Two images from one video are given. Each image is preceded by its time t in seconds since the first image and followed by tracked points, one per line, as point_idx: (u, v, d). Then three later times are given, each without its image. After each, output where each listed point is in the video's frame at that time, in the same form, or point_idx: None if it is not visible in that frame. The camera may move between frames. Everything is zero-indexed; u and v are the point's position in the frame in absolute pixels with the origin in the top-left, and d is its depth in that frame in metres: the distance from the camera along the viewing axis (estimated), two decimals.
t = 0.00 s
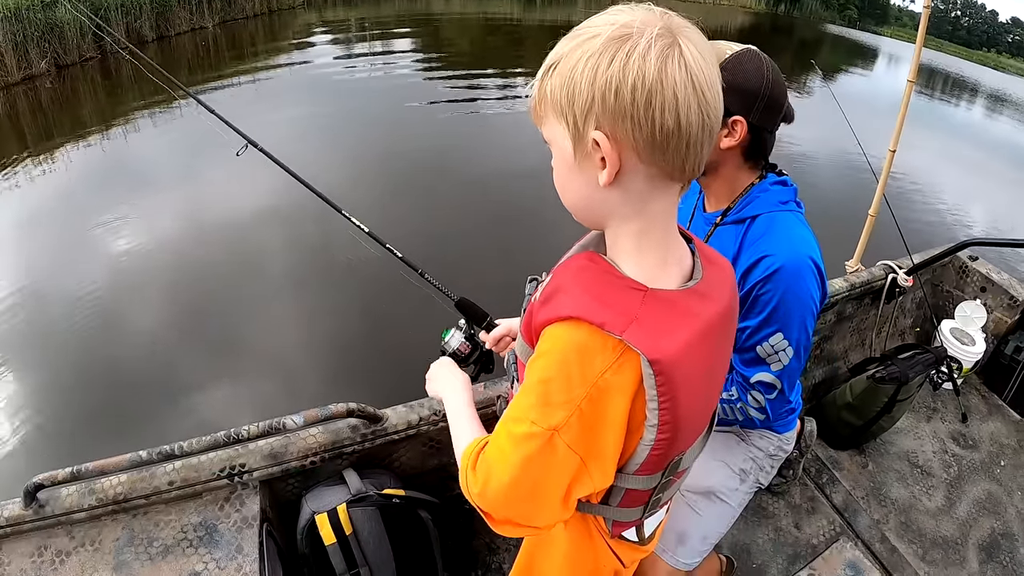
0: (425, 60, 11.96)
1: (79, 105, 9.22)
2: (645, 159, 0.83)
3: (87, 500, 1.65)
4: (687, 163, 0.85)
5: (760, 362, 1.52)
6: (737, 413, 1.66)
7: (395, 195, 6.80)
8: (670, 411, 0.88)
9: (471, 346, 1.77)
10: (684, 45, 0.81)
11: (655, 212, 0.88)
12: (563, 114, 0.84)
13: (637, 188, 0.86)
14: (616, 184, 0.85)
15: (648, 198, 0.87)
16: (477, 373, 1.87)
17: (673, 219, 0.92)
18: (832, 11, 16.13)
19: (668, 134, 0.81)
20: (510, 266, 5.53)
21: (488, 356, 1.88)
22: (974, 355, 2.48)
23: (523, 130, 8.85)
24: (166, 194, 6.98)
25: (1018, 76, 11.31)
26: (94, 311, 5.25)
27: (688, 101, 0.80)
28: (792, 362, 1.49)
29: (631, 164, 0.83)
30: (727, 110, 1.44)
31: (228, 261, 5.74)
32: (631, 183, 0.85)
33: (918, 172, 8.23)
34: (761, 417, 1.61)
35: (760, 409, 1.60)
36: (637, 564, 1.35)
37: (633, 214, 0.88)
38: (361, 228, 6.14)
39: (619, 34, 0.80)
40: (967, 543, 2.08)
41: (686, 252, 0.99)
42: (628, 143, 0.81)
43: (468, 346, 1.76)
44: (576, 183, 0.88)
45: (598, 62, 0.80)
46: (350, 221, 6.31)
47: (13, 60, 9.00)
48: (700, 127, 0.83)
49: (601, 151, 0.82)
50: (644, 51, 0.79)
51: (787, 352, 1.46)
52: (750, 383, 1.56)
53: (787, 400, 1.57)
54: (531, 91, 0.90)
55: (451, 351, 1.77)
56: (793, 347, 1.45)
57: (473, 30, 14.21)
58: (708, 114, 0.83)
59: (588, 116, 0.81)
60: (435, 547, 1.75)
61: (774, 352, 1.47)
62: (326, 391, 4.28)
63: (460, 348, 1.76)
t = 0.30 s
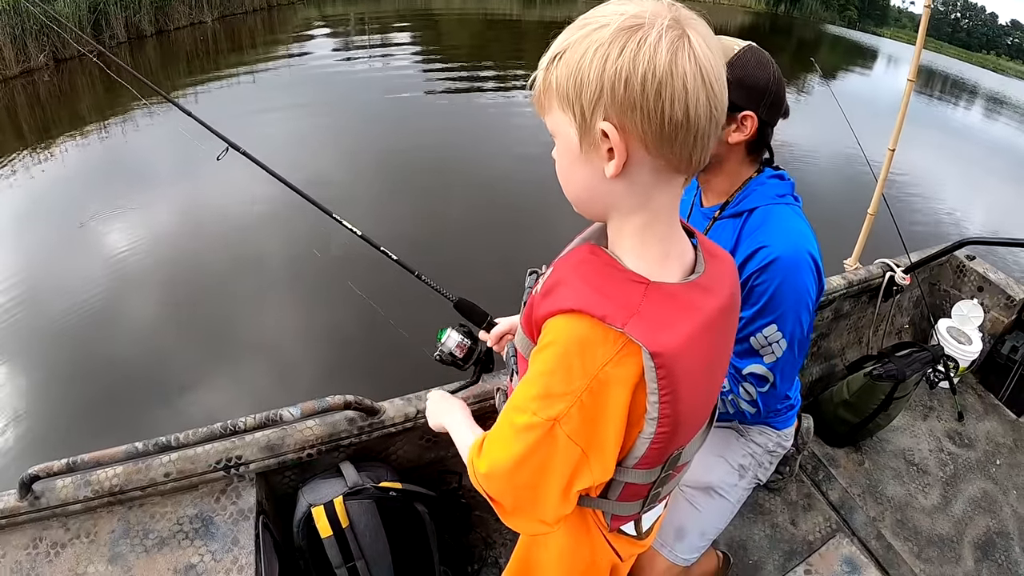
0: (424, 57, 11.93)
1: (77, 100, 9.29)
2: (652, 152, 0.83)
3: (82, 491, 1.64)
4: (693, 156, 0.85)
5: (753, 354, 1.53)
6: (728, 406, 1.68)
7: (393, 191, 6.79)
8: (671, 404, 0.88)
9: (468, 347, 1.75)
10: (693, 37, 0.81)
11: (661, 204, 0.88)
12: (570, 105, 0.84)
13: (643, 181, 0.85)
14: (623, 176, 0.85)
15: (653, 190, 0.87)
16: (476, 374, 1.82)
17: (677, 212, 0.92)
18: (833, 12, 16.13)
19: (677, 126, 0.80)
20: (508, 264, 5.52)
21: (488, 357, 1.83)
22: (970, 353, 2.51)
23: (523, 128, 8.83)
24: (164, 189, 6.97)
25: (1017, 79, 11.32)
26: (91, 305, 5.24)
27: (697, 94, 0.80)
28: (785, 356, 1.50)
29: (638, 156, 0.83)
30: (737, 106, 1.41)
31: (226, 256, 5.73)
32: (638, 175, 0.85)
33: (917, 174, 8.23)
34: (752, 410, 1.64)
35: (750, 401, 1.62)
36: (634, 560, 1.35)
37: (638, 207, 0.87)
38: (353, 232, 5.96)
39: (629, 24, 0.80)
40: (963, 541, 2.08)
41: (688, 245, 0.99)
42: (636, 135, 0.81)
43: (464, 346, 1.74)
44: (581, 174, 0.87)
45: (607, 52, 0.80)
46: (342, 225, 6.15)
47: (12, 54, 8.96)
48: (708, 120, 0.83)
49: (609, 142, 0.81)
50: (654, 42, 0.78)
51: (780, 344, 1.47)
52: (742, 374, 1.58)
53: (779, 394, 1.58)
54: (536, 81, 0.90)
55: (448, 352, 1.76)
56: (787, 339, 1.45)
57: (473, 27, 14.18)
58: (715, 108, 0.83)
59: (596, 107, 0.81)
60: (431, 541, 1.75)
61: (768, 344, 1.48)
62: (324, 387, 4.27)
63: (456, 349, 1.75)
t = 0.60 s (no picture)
0: (425, 53, 11.90)
1: (77, 94, 9.33)
2: (666, 145, 0.83)
3: (83, 486, 1.64)
4: (706, 149, 0.86)
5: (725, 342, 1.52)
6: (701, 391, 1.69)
7: (393, 189, 6.79)
8: (687, 393, 0.88)
9: (467, 346, 1.71)
10: (707, 31, 0.81)
11: (672, 197, 0.89)
12: (583, 97, 0.84)
13: (655, 173, 0.86)
14: (636, 168, 0.85)
15: (665, 182, 0.87)
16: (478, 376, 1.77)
17: (687, 206, 0.92)
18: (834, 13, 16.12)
19: (691, 119, 0.81)
20: (509, 262, 5.52)
21: (489, 357, 1.79)
22: (969, 354, 2.52)
23: (523, 126, 8.82)
24: (163, 184, 6.96)
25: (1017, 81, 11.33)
26: (90, 300, 5.23)
27: (711, 87, 0.81)
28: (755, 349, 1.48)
29: (652, 149, 0.83)
30: (763, 108, 1.42)
31: (226, 252, 5.72)
32: (651, 168, 0.85)
33: (917, 175, 8.25)
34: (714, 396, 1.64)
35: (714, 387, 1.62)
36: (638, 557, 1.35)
37: (650, 200, 0.88)
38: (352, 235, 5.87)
39: (645, 18, 0.81)
40: (961, 540, 2.09)
41: (697, 239, 1.00)
42: (650, 128, 0.81)
43: (463, 345, 1.70)
44: (593, 166, 0.88)
45: (623, 44, 0.80)
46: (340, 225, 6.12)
47: (12, 48, 8.92)
48: (721, 114, 0.84)
49: (623, 134, 0.82)
50: (670, 35, 0.79)
51: (751, 337, 1.45)
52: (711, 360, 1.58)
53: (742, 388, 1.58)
54: (549, 74, 0.91)
55: (447, 352, 1.72)
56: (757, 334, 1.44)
57: (473, 25, 14.15)
58: (728, 102, 0.84)
59: (611, 98, 0.81)
60: (433, 537, 1.76)
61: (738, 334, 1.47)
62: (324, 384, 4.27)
63: (456, 349, 1.71)
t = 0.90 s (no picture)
0: (426, 51, 11.89)
1: (77, 88, 9.30)
2: (667, 143, 0.84)
3: (83, 479, 1.65)
4: (708, 148, 0.87)
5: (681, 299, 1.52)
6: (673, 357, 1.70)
7: (393, 186, 6.79)
8: (689, 388, 0.90)
9: (467, 334, 1.77)
10: (710, 31, 0.82)
11: (674, 195, 0.90)
12: (588, 94, 0.85)
13: (657, 170, 0.86)
14: (638, 164, 0.86)
15: (667, 179, 0.88)
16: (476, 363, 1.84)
17: (690, 204, 0.93)
18: (836, 14, 16.11)
19: (693, 117, 0.82)
20: (509, 260, 5.53)
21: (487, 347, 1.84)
22: (967, 355, 2.53)
23: (524, 125, 8.83)
24: (163, 179, 6.96)
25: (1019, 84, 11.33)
26: (90, 295, 5.23)
27: (713, 86, 0.81)
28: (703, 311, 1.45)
29: (654, 145, 0.84)
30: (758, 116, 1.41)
31: (225, 248, 5.73)
32: (652, 163, 0.86)
33: (917, 178, 8.26)
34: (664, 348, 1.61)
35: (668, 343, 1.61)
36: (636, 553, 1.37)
37: (653, 195, 0.88)
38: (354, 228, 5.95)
39: (649, 17, 0.82)
40: (958, 540, 2.10)
41: (700, 237, 1.01)
42: (653, 125, 0.82)
43: (463, 333, 1.76)
44: (596, 161, 0.88)
45: (626, 42, 0.81)
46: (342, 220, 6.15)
47: (13, 42, 8.92)
48: (723, 114, 0.84)
49: (625, 131, 0.83)
50: (674, 34, 0.80)
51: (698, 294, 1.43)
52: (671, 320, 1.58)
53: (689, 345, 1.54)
54: (555, 70, 0.92)
55: (448, 339, 1.77)
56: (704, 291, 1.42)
57: (474, 22, 14.15)
58: (731, 101, 0.85)
59: (615, 95, 0.82)
60: (432, 531, 1.77)
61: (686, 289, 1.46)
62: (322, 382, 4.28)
63: (457, 336, 1.76)
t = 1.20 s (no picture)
0: (427, 48, 11.90)
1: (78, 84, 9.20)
2: (668, 145, 0.85)
3: (86, 474, 1.67)
4: (709, 151, 0.88)
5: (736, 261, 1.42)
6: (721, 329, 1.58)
7: (394, 183, 6.79)
8: (686, 386, 0.91)
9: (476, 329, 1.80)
10: (713, 37, 0.84)
11: (675, 197, 0.91)
12: (592, 95, 0.87)
13: (659, 171, 0.88)
14: (640, 165, 0.87)
15: (669, 181, 0.89)
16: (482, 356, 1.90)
17: (692, 205, 0.95)
18: (837, 14, 16.10)
19: (693, 120, 0.83)
20: (510, 259, 5.54)
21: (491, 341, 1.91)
22: (965, 356, 2.55)
23: (525, 122, 8.82)
24: (164, 175, 6.97)
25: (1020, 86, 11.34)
26: (90, 291, 5.25)
27: (715, 90, 0.83)
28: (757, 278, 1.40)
29: (655, 148, 0.86)
30: (777, 104, 1.44)
31: (226, 245, 5.73)
32: (655, 165, 0.87)
33: (918, 179, 8.27)
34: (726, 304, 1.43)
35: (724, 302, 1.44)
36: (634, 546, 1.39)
37: (655, 196, 0.90)
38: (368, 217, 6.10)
39: (652, 22, 0.83)
40: (954, 540, 2.12)
41: (702, 238, 1.02)
42: (655, 127, 0.84)
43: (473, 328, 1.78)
44: (600, 162, 0.90)
45: (630, 47, 0.83)
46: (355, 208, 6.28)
47: (14, 37, 8.93)
48: (724, 117, 0.86)
49: (628, 132, 0.84)
50: (676, 40, 0.81)
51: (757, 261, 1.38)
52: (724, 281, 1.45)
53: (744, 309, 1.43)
54: (563, 73, 0.93)
55: (457, 333, 1.79)
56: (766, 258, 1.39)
57: (476, 20, 14.13)
58: (732, 106, 0.86)
59: (618, 98, 0.84)
60: (433, 527, 1.79)
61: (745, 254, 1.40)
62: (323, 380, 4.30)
63: (466, 331, 1.79)
